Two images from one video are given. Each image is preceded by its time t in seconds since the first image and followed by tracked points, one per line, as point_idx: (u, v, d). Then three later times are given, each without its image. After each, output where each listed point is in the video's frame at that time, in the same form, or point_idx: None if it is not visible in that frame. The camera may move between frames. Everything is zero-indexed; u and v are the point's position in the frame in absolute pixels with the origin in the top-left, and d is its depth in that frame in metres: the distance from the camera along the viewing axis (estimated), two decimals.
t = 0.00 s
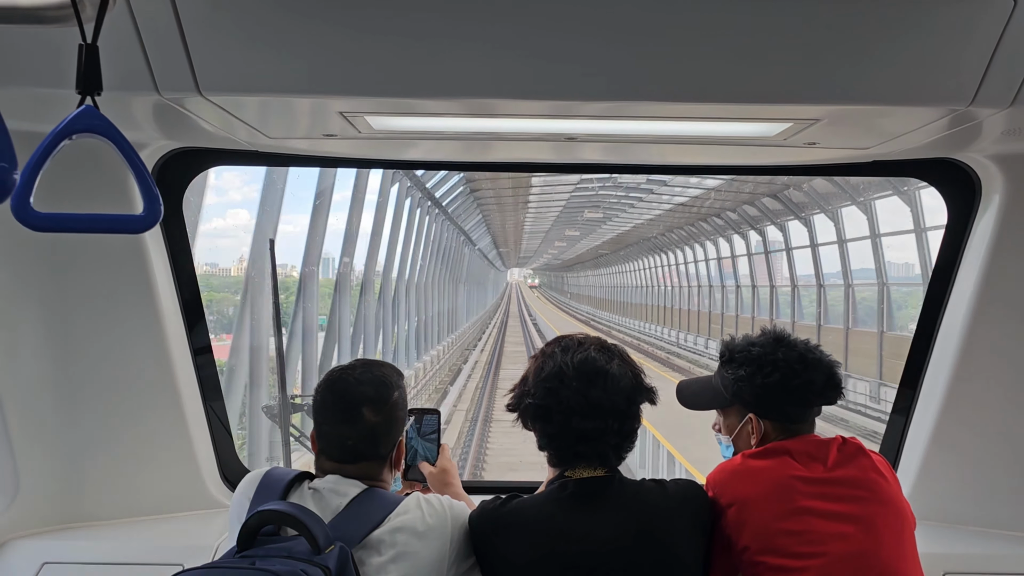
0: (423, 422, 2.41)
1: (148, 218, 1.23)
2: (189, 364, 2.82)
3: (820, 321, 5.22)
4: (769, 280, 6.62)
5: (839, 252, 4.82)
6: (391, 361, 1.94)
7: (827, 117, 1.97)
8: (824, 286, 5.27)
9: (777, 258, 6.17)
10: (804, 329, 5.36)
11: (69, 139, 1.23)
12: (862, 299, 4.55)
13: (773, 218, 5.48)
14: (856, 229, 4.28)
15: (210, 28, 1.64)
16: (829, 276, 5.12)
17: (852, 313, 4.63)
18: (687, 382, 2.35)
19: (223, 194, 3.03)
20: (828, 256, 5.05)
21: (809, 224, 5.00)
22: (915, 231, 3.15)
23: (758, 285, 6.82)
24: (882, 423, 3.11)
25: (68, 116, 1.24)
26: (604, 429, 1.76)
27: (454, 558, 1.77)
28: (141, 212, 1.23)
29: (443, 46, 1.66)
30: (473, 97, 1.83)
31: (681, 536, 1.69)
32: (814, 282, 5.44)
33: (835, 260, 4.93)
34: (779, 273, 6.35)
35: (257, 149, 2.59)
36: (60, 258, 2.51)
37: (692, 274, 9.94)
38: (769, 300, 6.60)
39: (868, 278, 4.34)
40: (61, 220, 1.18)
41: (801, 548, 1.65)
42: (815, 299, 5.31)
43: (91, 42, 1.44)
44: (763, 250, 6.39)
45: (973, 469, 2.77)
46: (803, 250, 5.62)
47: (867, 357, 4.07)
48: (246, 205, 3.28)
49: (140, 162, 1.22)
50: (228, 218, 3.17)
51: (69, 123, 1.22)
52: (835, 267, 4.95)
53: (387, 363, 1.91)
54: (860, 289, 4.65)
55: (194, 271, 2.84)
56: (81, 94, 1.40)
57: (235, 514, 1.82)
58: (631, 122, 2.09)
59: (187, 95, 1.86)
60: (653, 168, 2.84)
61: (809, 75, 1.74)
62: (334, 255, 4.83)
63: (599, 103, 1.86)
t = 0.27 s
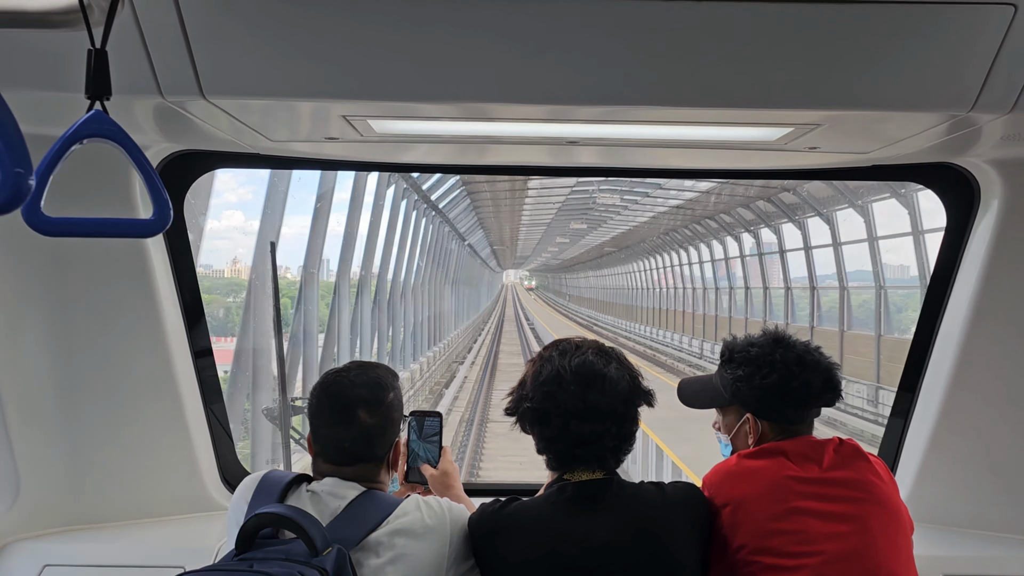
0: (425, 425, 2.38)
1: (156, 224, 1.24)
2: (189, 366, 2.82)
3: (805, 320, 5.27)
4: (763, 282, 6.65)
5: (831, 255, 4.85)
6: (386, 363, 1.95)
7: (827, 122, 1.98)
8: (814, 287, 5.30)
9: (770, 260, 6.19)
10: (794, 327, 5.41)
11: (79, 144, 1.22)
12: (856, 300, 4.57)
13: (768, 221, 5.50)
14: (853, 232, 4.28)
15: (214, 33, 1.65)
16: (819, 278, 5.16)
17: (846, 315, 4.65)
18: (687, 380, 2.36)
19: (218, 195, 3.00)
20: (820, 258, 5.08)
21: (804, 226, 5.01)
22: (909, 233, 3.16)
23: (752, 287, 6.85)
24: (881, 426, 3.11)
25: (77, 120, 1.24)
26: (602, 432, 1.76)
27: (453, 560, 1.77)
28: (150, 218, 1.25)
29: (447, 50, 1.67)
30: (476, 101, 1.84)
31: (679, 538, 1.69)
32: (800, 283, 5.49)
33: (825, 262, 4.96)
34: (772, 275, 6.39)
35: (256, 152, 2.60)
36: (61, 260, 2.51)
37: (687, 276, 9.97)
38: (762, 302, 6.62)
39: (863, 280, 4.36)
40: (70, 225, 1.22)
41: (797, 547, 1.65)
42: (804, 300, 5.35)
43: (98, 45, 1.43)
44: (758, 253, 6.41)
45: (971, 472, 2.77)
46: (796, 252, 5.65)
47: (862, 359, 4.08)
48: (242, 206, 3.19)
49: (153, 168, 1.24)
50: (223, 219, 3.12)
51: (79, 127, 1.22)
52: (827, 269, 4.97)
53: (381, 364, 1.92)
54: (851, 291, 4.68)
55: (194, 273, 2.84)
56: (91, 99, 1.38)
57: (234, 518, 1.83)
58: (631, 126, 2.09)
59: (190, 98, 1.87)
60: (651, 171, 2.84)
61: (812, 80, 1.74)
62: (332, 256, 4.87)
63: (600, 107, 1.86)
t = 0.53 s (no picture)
0: (417, 426, 2.40)
1: (146, 225, 1.26)
2: (181, 369, 2.81)
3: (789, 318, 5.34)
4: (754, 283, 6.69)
5: (819, 256, 4.89)
6: (381, 365, 1.95)
7: (818, 125, 1.99)
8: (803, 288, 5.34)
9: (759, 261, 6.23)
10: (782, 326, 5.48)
11: (68, 145, 1.24)
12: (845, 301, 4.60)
13: (758, 223, 5.53)
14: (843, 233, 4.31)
15: (206, 34, 1.64)
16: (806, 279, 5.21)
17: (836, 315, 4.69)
18: (681, 379, 2.37)
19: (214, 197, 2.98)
20: (809, 259, 5.11)
21: (795, 228, 5.04)
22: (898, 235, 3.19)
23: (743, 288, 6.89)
24: (872, 426, 3.13)
25: (67, 122, 1.25)
26: (596, 434, 1.77)
27: (447, 562, 1.78)
28: (139, 218, 1.26)
29: (441, 51, 1.67)
30: (469, 103, 1.84)
31: (673, 540, 1.70)
32: (789, 285, 5.53)
33: (813, 263, 5.00)
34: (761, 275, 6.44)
35: (248, 153, 2.59)
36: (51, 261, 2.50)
37: (680, 277, 10.00)
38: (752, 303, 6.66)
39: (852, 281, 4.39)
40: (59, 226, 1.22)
41: (791, 548, 1.66)
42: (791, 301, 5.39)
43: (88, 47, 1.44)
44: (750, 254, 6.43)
45: (961, 471, 2.79)
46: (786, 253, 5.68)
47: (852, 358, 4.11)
48: (237, 207, 3.18)
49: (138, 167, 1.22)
50: (218, 219, 3.10)
51: (67, 128, 1.24)
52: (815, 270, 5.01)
53: (376, 367, 1.93)
54: (838, 292, 4.72)
55: (186, 275, 2.83)
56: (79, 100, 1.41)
57: (227, 520, 1.83)
58: (624, 128, 2.10)
59: (182, 99, 1.86)
60: (643, 173, 2.85)
61: (804, 82, 1.75)
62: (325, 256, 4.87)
63: (594, 109, 1.87)
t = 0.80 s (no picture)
0: (406, 427, 2.41)
1: (134, 225, 1.26)
2: (170, 370, 2.81)
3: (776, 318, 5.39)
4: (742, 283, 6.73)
5: (807, 258, 4.93)
6: (372, 367, 1.96)
7: (806, 127, 2.00)
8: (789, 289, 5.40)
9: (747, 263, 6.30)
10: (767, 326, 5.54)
11: (53, 147, 1.24)
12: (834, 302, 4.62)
13: (748, 224, 5.58)
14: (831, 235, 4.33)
15: (193, 35, 1.64)
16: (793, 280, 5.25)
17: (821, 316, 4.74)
18: (674, 380, 2.37)
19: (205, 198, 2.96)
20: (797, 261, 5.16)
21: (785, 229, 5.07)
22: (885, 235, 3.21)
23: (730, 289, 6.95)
24: (860, 426, 3.14)
25: (54, 121, 1.25)
26: (585, 435, 1.77)
27: (437, 564, 1.78)
28: (127, 219, 1.26)
29: (429, 54, 1.67)
30: (457, 104, 1.84)
31: (662, 540, 1.70)
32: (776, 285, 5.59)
33: (800, 265, 5.04)
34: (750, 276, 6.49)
35: (236, 154, 2.58)
36: (38, 262, 2.49)
37: (669, 278, 10.10)
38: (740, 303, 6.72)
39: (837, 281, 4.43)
40: (46, 227, 1.22)
41: (780, 549, 1.67)
42: (779, 302, 5.44)
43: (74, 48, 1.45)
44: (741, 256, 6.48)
45: (947, 471, 2.81)
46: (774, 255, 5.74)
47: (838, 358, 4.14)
48: (226, 207, 3.18)
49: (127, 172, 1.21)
50: (207, 220, 3.08)
51: (52, 130, 1.23)
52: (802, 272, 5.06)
53: (369, 369, 1.93)
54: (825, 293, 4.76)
55: (174, 276, 2.83)
56: (65, 101, 1.41)
57: (215, 522, 1.82)
58: (613, 130, 2.10)
59: (169, 99, 1.85)
60: (632, 174, 2.86)
61: (790, 86, 1.76)
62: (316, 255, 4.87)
63: (581, 111, 1.87)
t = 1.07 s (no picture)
0: (395, 429, 2.40)
1: (114, 227, 1.26)
2: (157, 372, 2.80)
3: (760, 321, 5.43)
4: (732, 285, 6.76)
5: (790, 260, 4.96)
6: (362, 368, 1.95)
7: (792, 129, 2.01)
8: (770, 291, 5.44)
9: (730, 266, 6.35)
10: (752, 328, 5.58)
11: (34, 148, 1.25)
12: (822, 303, 4.64)
13: (733, 227, 5.61)
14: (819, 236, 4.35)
15: (178, 35, 1.63)
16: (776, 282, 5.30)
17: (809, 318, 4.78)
18: (658, 383, 2.38)
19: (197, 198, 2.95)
20: (778, 264, 5.20)
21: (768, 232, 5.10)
22: (870, 238, 3.24)
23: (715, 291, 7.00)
24: (847, 426, 3.15)
25: (33, 124, 1.25)
26: (573, 436, 1.77)
27: (424, 565, 1.78)
28: (106, 221, 1.26)
29: (415, 55, 1.67)
30: (444, 106, 1.84)
31: (649, 542, 1.71)
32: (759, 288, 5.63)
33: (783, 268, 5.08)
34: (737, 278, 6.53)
35: (224, 155, 2.57)
36: (23, 263, 2.48)
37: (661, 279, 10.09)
38: (729, 305, 6.75)
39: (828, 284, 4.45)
40: (22, 229, 1.21)
41: (767, 550, 1.67)
42: (768, 303, 5.45)
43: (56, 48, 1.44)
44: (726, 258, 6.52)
45: (935, 471, 2.83)
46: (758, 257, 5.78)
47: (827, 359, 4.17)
48: (219, 208, 3.16)
49: (106, 169, 1.21)
50: (200, 221, 3.08)
51: (32, 131, 1.24)
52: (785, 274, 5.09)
53: (358, 370, 1.92)
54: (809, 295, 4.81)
55: (162, 277, 2.82)
56: (46, 101, 1.41)
57: (201, 524, 1.81)
58: (601, 132, 2.11)
59: (155, 100, 1.85)
60: (621, 176, 2.86)
61: (776, 88, 1.77)
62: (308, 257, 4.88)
63: (568, 112, 1.88)
